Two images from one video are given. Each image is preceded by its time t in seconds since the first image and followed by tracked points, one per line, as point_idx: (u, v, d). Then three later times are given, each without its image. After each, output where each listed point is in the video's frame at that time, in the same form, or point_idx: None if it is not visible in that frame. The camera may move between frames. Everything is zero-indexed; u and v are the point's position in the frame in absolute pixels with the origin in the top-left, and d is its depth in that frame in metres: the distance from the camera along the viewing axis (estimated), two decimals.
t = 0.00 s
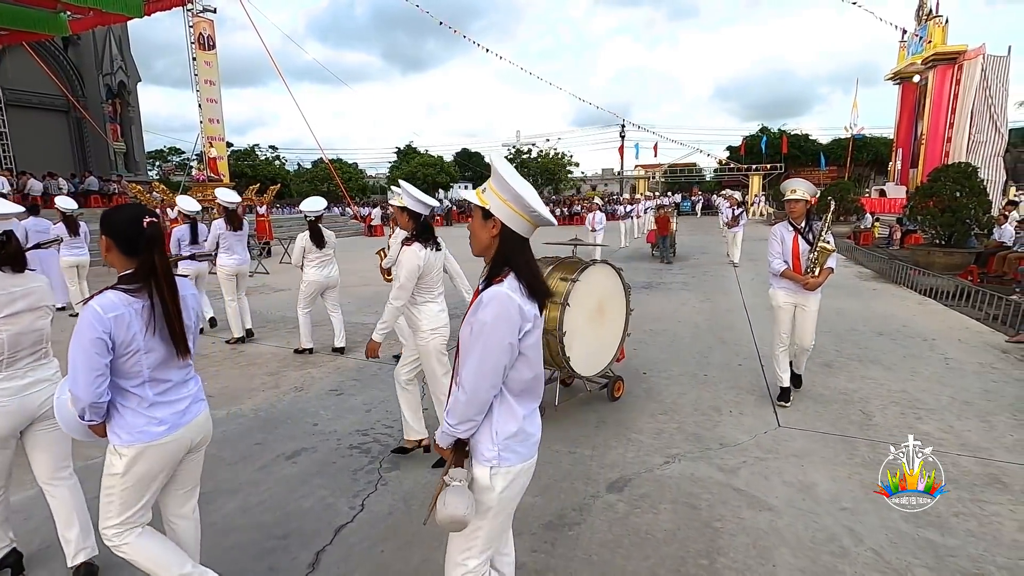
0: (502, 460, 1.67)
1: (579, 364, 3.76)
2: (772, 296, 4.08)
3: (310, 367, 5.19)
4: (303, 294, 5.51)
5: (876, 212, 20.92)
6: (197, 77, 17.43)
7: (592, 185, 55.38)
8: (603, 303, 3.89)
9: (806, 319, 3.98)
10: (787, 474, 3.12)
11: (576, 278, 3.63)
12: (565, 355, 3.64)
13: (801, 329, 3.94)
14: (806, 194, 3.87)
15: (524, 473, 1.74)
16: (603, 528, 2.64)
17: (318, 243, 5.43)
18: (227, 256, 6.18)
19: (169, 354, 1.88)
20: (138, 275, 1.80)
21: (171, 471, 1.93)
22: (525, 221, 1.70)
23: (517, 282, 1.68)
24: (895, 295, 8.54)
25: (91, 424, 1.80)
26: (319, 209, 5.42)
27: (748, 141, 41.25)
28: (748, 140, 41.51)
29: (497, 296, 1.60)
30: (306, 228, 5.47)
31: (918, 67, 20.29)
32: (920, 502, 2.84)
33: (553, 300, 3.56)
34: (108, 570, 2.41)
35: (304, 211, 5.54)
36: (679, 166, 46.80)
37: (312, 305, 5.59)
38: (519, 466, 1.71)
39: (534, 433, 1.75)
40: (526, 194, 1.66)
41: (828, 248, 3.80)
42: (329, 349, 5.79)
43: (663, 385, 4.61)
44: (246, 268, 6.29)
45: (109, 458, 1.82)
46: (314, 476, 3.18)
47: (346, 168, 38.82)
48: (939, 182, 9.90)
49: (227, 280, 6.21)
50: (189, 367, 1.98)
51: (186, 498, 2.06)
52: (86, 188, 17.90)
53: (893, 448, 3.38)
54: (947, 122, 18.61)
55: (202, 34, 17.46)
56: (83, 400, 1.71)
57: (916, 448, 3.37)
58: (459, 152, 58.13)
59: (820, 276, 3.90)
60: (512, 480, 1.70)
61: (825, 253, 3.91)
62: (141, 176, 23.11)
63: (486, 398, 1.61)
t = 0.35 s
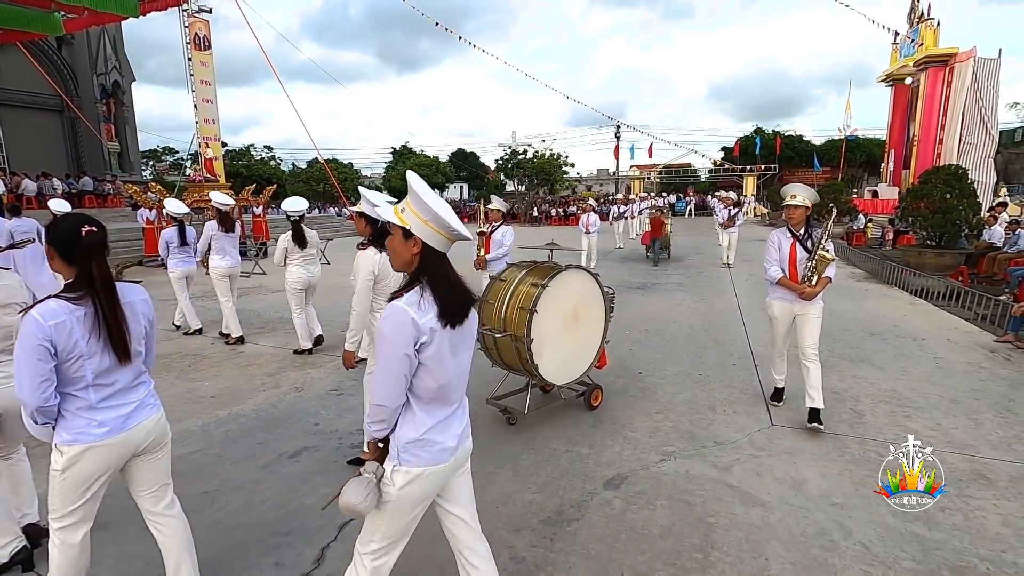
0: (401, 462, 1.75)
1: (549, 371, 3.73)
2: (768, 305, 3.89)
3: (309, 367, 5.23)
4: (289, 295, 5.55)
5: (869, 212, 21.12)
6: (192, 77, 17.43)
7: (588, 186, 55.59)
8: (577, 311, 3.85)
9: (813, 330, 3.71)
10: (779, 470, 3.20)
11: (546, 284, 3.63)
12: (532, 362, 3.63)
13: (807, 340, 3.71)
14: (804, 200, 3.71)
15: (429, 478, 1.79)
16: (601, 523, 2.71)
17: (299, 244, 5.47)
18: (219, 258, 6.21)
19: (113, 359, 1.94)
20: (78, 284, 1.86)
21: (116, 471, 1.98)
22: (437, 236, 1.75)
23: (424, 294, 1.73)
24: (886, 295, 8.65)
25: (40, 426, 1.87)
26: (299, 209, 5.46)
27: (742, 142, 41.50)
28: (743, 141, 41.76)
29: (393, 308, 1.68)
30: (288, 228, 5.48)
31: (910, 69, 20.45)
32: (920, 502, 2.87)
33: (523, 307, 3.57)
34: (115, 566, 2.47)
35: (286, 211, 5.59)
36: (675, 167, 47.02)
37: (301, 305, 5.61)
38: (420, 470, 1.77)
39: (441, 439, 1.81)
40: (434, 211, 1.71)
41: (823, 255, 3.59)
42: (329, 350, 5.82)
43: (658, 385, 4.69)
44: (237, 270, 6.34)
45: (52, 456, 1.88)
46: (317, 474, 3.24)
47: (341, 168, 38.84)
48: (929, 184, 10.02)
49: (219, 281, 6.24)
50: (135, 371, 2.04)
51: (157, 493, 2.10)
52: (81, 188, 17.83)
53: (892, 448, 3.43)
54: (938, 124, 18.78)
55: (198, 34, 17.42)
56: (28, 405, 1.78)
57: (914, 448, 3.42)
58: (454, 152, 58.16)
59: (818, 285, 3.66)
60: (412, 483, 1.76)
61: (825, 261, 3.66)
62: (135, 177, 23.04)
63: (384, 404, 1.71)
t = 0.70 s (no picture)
0: (322, 450, 1.87)
1: (524, 380, 3.57)
2: (783, 309, 3.77)
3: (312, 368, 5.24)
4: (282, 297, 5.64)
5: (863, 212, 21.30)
6: (187, 78, 17.38)
7: (583, 186, 55.71)
8: (555, 316, 3.67)
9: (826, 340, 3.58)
10: (782, 468, 3.25)
11: (519, 288, 3.46)
12: (505, 370, 3.47)
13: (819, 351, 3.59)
14: (823, 198, 3.53)
15: (349, 466, 1.89)
16: (609, 521, 2.75)
17: (291, 246, 5.54)
18: (211, 259, 6.25)
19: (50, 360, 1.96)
20: (13, 285, 1.88)
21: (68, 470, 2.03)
22: (343, 241, 1.79)
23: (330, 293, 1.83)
24: (881, 295, 8.75)
25: None
26: (289, 212, 5.52)
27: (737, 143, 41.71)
28: (737, 141, 41.98)
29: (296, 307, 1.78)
30: (282, 229, 5.53)
31: (903, 70, 20.62)
32: (919, 502, 2.89)
33: (495, 312, 3.42)
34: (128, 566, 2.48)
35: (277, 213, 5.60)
36: (670, 168, 47.21)
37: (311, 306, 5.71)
38: (340, 458, 1.87)
39: (359, 427, 1.91)
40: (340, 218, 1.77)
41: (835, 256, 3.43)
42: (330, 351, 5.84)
43: (659, 384, 4.73)
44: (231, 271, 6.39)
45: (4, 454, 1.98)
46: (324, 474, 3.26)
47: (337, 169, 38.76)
48: (924, 184, 10.13)
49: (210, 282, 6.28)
50: (80, 372, 2.05)
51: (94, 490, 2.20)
52: (75, 188, 17.72)
53: (892, 448, 3.44)
54: (931, 124, 18.96)
55: (193, 35, 17.38)
56: None
57: (915, 448, 3.44)
58: (449, 153, 58.28)
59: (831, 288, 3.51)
60: (330, 470, 1.87)
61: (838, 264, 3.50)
62: (129, 177, 22.90)
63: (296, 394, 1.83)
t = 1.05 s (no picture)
0: (283, 443, 1.93)
1: (494, 385, 3.47)
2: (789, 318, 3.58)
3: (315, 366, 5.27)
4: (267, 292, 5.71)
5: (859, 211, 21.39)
6: (185, 76, 17.33)
7: (581, 185, 55.79)
8: (529, 319, 3.55)
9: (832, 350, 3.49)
10: (784, 463, 3.29)
11: (489, 290, 3.34)
12: (472, 376, 3.37)
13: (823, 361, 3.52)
14: (824, 199, 3.45)
15: (312, 456, 1.95)
16: (614, 515, 2.79)
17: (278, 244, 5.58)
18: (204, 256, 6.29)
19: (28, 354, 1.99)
20: None
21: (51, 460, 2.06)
22: (286, 243, 1.89)
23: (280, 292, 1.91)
24: (879, 293, 8.81)
25: None
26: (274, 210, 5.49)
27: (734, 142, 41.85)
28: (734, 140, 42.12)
29: (246, 308, 1.87)
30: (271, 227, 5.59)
31: (899, 70, 20.73)
32: (920, 502, 2.87)
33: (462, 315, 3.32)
34: (140, 562, 2.50)
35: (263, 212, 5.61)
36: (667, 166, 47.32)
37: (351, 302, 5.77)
38: (301, 448, 1.93)
39: (317, 419, 1.98)
40: (282, 219, 1.85)
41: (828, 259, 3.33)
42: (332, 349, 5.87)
43: (661, 381, 4.77)
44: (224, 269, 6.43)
45: None
46: (330, 470, 3.29)
47: (334, 168, 38.73)
48: (921, 183, 10.22)
49: (200, 278, 6.31)
50: (59, 368, 2.07)
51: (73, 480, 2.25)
52: (72, 187, 17.66)
53: (892, 448, 3.42)
54: (927, 123, 19.06)
55: (190, 33, 17.36)
56: None
57: (915, 448, 3.41)
58: (447, 152, 58.25)
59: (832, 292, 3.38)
60: (292, 463, 1.92)
61: (836, 267, 3.37)
62: (126, 176, 22.81)
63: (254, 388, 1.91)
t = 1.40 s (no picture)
0: (228, 420, 1.99)
1: (455, 394, 3.29)
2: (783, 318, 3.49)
3: (315, 364, 5.28)
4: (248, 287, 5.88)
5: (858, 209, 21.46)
6: (182, 76, 17.31)
7: (580, 183, 55.90)
8: (494, 324, 3.36)
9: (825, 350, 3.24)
10: (783, 459, 3.30)
11: (448, 293, 3.16)
12: (431, 383, 3.20)
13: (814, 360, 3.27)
14: (818, 192, 3.31)
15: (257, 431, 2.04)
16: (615, 512, 2.80)
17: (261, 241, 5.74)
18: (186, 255, 6.30)
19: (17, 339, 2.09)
20: None
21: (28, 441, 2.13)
22: (238, 229, 1.97)
23: (233, 274, 1.97)
24: (878, 290, 8.82)
25: None
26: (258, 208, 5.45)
27: (733, 140, 41.91)
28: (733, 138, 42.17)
29: (198, 287, 1.90)
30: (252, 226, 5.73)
31: (898, 67, 20.72)
32: (920, 503, 2.84)
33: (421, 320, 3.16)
34: (143, 558, 2.51)
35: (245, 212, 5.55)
36: (666, 165, 47.38)
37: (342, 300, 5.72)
38: (249, 424, 2.02)
39: (262, 396, 2.07)
40: (234, 207, 1.93)
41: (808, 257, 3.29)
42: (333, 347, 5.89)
43: (661, 378, 4.78)
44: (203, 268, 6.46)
45: None
46: (332, 467, 3.30)
47: (333, 167, 38.76)
48: (919, 181, 10.22)
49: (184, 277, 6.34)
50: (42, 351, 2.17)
51: (63, 466, 2.30)
52: (70, 187, 17.66)
53: (892, 448, 3.38)
54: (925, 121, 19.07)
55: (188, 32, 17.35)
56: None
57: (915, 448, 3.38)
58: (446, 151, 58.26)
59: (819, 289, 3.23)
60: (239, 438, 2.00)
61: (819, 265, 3.27)
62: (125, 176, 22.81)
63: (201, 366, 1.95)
